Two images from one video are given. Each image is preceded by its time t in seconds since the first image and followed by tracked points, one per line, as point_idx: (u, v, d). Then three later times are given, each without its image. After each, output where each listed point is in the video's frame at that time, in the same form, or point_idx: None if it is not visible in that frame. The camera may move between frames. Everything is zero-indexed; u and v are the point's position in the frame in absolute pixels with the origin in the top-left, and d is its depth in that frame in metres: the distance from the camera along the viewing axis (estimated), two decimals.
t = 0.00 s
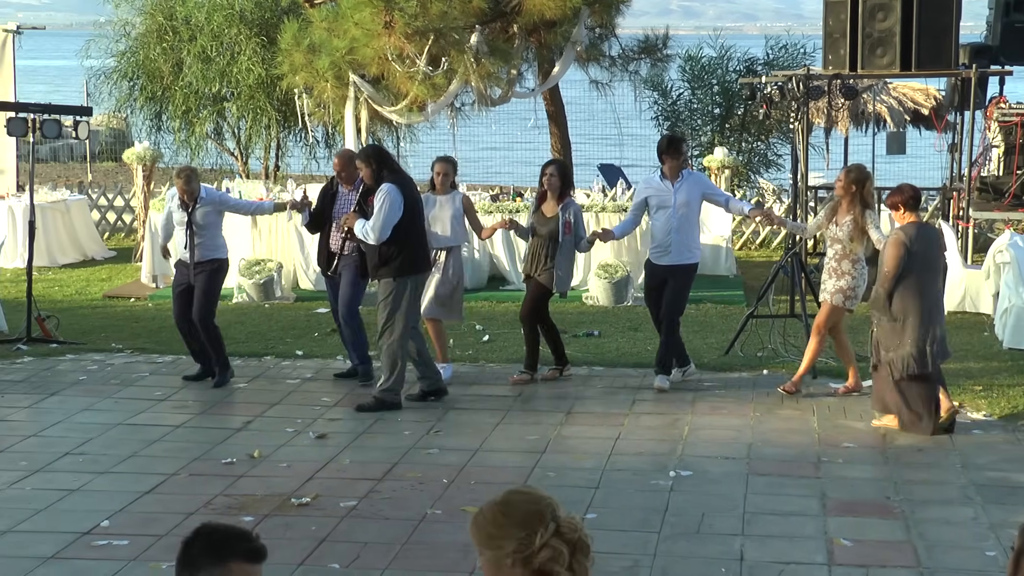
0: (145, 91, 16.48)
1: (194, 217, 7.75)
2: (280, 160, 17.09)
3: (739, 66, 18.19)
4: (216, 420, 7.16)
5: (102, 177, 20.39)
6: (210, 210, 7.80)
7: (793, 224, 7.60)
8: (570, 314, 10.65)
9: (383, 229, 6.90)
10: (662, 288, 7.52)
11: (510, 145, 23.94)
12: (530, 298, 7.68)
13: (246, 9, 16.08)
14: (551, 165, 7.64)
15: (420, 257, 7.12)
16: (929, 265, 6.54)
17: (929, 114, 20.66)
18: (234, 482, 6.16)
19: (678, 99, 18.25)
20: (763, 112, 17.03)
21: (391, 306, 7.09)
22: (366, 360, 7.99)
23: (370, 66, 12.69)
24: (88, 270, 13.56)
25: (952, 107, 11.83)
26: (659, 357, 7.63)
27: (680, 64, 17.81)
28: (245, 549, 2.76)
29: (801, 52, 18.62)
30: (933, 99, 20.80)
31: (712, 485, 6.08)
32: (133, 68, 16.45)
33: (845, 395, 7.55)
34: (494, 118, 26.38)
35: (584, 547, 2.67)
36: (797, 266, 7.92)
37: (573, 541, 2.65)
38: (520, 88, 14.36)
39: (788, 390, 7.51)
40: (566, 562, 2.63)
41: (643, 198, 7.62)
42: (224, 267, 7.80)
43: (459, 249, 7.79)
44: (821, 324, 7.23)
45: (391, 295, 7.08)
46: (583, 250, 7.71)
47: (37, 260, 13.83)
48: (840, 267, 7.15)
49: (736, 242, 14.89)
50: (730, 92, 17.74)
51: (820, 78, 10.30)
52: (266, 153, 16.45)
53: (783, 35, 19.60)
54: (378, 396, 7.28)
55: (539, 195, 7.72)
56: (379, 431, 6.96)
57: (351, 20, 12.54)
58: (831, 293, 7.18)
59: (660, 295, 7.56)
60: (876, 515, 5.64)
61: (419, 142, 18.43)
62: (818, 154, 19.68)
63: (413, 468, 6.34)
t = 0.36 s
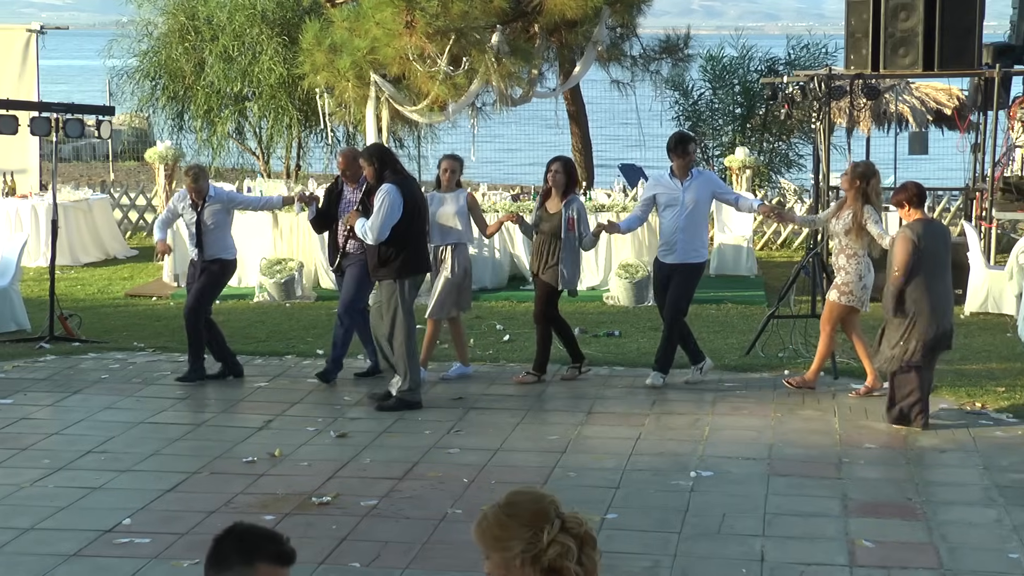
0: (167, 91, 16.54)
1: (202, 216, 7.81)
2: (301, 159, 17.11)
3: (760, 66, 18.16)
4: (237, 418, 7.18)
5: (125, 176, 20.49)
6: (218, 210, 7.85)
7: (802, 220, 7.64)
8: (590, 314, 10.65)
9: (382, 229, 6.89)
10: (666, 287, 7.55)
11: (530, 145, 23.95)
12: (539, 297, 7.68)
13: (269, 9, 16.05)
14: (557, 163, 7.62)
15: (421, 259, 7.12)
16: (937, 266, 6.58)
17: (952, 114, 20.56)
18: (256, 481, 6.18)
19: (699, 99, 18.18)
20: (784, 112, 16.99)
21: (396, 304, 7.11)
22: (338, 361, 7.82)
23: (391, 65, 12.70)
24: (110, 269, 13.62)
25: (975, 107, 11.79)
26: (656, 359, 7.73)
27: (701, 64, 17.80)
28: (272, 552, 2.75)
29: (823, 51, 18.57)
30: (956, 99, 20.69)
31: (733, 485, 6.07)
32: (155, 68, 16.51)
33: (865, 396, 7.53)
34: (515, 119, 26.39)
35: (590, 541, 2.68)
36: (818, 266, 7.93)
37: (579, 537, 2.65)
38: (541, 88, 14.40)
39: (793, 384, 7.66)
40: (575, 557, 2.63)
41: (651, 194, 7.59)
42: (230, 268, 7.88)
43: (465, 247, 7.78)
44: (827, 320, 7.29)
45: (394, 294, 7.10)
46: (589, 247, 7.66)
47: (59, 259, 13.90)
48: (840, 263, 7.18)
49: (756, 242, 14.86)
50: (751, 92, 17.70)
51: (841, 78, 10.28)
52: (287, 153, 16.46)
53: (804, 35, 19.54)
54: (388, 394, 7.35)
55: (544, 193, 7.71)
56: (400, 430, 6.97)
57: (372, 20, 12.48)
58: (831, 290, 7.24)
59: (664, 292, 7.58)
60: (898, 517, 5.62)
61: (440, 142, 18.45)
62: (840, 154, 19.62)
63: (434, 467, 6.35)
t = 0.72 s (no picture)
0: (185, 91, 16.59)
1: (200, 216, 7.78)
2: (319, 159, 17.14)
3: (778, 66, 18.13)
4: (254, 418, 7.19)
5: (143, 176, 20.57)
6: (216, 210, 7.82)
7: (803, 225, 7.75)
8: (607, 314, 10.66)
9: (380, 229, 6.86)
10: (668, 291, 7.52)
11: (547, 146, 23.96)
12: (543, 304, 7.66)
13: (287, 9, 16.15)
14: (557, 166, 7.64)
15: (415, 259, 7.12)
16: (955, 258, 6.67)
17: (971, 114, 20.49)
18: (273, 480, 6.19)
19: (717, 99, 18.05)
20: (802, 112, 16.95)
21: (392, 304, 7.11)
22: (351, 365, 7.95)
23: (409, 65, 12.72)
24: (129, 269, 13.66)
25: (995, 107, 11.75)
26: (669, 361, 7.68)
27: (719, 63, 17.79)
28: (304, 553, 2.74)
29: (842, 51, 18.53)
30: (975, 99, 20.62)
31: (751, 486, 6.06)
32: (174, 68, 16.56)
33: (881, 396, 7.52)
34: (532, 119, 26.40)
35: (594, 540, 2.66)
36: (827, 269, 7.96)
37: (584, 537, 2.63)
38: (560, 88, 14.41)
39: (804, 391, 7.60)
40: (580, 559, 2.61)
41: (661, 199, 7.59)
42: (222, 267, 7.82)
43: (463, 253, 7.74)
44: (813, 324, 7.33)
45: (390, 294, 7.10)
46: (589, 251, 7.73)
47: (78, 258, 13.95)
48: (825, 264, 7.27)
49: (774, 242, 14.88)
50: (770, 92, 17.67)
51: (861, 78, 10.23)
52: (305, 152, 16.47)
53: (823, 34, 19.47)
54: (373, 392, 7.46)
55: (542, 197, 7.73)
56: (417, 429, 6.97)
57: (391, 20, 12.57)
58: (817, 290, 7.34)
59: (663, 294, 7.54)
60: (916, 518, 5.61)
61: (458, 141, 18.46)
62: (859, 154, 19.54)
63: (451, 467, 6.35)
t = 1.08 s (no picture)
0: (201, 91, 16.62)
1: (204, 207, 7.78)
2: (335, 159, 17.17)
3: (795, 66, 18.10)
4: (270, 417, 7.21)
5: (160, 176, 20.64)
6: (219, 203, 7.84)
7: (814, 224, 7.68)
8: (623, 314, 10.66)
9: (380, 227, 6.89)
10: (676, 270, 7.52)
11: (562, 147, 23.97)
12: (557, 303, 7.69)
13: (303, 9, 16.12)
14: (560, 160, 7.60)
15: (414, 257, 7.12)
16: (960, 257, 6.79)
17: (988, 114, 20.42)
18: (289, 479, 6.20)
19: (733, 100, 18.06)
20: (818, 112, 16.94)
21: (383, 302, 7.12)
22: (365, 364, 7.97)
23: (425, 65, 12.71)
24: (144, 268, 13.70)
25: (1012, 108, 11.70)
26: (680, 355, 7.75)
27: (735, 63, 17.77)
28: None
29: (858, 51, 18.49)
30: (993, 99, 20.55)
31: (767, 486, 6.04)
32: (191, 68, 16.60)
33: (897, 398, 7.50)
34: (547, 119, 26.42)
35: (609, 545, 2.63)
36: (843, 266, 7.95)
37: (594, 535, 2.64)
38: (574, 88, 14.42)
39: (822, 392, 7.58)
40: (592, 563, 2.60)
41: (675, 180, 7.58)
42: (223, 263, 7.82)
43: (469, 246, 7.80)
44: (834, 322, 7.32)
45: (383, 291, 7.10)
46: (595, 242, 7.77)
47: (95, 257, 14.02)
48: (837, 261, 7.25)
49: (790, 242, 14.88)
50: (786, 92, 17.64)
51: (878, 78, 10.18)
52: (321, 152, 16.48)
53: (840, 34, 19.42)
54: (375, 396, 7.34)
55: (544, 192, 7.70)
56: (433, 429, 6.98)
57: (406, 20, 12.53)
58: (830, 288, 7.31)
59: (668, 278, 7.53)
60: (933, 519, 5.59)
61: (474, 141, 18.47)
62: (875, 154, 19.50)
63: (466, 467, 6.35)
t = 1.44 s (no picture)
0: (219, 90, 16.65)
1: (210, 212, 7.80)
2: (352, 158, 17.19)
3: (812, 66, 18.06)
4: (286, 416, 7.22)
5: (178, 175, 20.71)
6: (223, 207, 7.89)
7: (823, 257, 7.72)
8: (639, 315, 10.67)
9: (378, 230, 6.87)
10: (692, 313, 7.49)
11: (579, 147, 23.98)
12: (557, 308, 7.68)
13: (320, 9, 16.15)
14: (564, 168, 7.64)
15: (411, 260, 7.12)
16: (961, 258, 6.80)
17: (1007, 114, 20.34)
18: (306, 478, 6.21)
19: (750, 99, 18.10)
20: (836, 112, 16.91)
21: (382, 305, 7.11)
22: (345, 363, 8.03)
23: (442, 65, 12.72)
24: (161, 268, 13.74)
25: None
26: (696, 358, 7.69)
27: (753, 63, 17.74)
28: None
29: (876, 51, 18.44)
30: (1011, 99, 20.47)
31: (783, 487, 6.03)
32: (208, 68, 16.63)
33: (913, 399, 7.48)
34: (564, 120, 26.45)
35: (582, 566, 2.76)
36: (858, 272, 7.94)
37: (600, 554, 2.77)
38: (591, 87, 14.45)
39: (839, 393, 7.56)
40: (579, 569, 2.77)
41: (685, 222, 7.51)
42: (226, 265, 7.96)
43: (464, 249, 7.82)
44: (843, 326, 7.29)
45: (383, 293, 7.09)
46: (598, 251, 7.78)
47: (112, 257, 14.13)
48: (853, 267, 7.23)
49: (807, 243, 14.89)
50: (804, 92, 17.63)
51: (896, 78, 10.13)
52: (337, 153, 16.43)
53: (857, 34, 19.37)
54: (359, 396, 7.32)
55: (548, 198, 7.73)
56: (449, 429, 6.99)
57: (423, 20, 12.53)
58: (845, 292, 7.28)
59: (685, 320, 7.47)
60: (950, 520, 5.57)
61: (491, 140, 18.48)
62: (892, 154, 19.45)
63: (483, 466, 6.35)
